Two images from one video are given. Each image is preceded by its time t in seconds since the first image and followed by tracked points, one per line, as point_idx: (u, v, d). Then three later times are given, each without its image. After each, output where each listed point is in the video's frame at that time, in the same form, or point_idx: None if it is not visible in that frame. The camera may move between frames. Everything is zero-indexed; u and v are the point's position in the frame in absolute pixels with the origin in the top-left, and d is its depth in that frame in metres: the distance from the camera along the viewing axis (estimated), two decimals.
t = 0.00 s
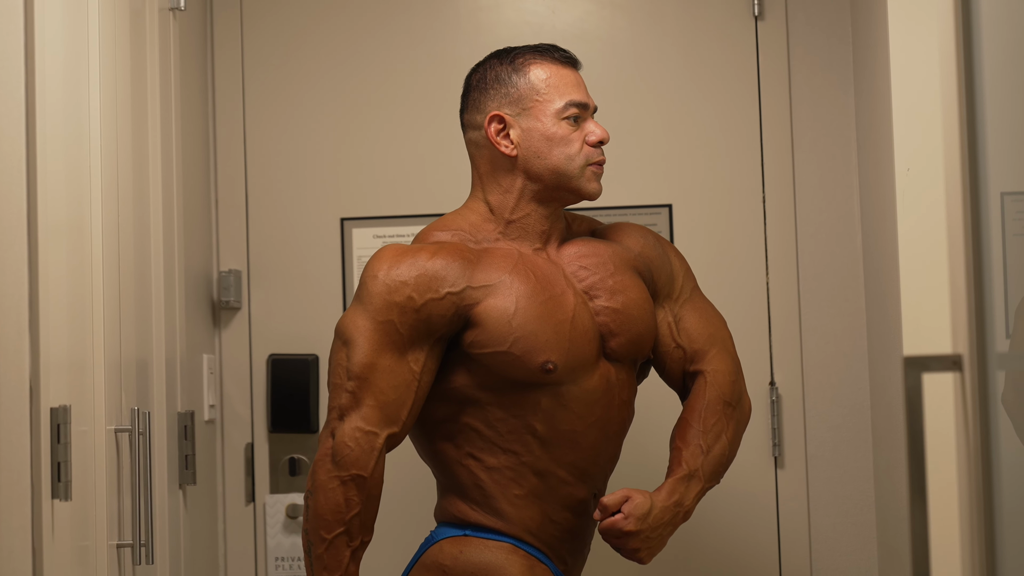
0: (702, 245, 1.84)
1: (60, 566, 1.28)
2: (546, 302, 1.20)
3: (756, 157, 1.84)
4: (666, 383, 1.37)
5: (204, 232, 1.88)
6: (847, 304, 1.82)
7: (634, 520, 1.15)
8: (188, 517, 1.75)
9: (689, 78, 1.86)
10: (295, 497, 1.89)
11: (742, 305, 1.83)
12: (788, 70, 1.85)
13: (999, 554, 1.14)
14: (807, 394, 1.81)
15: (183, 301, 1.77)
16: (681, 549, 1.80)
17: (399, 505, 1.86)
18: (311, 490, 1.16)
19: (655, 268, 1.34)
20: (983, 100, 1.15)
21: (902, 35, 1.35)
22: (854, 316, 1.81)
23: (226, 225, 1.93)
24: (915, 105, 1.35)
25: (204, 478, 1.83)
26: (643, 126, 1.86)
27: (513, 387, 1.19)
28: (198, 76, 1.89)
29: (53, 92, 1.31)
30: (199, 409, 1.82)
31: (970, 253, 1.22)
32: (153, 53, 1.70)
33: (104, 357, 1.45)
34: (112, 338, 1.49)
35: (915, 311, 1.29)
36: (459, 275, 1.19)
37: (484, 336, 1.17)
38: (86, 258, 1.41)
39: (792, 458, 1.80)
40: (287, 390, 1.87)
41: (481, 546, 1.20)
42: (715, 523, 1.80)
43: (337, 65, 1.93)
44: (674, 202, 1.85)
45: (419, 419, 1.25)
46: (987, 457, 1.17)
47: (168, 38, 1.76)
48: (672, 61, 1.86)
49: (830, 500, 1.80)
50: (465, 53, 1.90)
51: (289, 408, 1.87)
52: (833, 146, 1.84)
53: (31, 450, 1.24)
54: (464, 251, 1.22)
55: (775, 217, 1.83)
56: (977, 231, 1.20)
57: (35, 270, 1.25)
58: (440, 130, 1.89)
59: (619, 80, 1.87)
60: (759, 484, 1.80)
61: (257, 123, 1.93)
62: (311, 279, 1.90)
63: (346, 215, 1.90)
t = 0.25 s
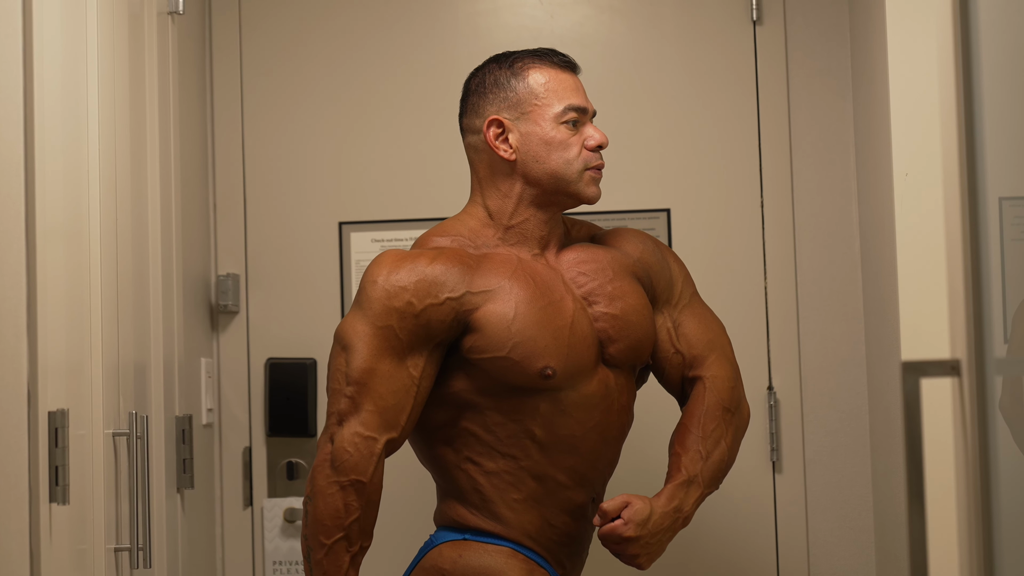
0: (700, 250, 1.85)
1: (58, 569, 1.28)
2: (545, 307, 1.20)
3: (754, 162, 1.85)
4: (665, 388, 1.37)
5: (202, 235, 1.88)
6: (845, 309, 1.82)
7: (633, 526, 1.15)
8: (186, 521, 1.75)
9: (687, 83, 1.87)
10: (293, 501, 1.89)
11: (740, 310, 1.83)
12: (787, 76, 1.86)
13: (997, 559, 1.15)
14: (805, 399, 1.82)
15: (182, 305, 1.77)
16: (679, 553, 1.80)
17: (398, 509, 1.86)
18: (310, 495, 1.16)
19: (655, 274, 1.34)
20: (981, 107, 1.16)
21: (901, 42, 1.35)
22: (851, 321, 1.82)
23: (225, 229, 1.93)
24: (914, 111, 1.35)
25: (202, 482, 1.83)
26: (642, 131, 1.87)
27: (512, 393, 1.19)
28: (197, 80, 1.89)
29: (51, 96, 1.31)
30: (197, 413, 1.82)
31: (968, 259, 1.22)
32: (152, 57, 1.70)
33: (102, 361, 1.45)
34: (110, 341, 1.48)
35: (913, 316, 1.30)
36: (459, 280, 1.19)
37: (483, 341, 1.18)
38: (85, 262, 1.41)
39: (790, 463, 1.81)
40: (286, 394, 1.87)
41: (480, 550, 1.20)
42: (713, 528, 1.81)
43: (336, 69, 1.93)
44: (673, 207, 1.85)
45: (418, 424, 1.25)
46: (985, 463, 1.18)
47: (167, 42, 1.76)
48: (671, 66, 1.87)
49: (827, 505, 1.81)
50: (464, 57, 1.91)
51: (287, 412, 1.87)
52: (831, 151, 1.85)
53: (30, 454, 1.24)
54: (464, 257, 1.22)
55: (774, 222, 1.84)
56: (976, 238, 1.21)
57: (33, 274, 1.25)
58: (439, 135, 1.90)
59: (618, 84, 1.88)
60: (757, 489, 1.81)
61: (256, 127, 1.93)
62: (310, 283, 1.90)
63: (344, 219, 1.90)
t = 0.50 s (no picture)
0: (700, 252, 1.85)
1: (59, 571, 1.28)
2: (549, 310, 1.20)
3: (754, 164, 1.85)
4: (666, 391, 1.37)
5: (203, 236, 1.88)
6: (845, 311, 1.83)
7: (636, 529, 1.16)
8: (186, 523, 1.75)
9: (687, 86, 1.87)
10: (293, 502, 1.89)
11: (740, 311, 1.84)
12: (787, 78, 1.86)
13: (997, 561, 1.15)
14: (806, 401, 1.82)
15: (182, 307, 1.77)
16: (679, 555, 1.81)
17: (399, 511, 1.86)
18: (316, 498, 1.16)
19: (657, 277, 1.35)
20: (982, 110, 1.16)
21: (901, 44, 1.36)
22: (851, 323, 1.82)
23: (225, 230, 1.93)
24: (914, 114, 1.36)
25: (202, 483, 1.83)
26: (642, 133, 1.87)
27: (516, 395, 1.19)
28: (197, 81, 1.89)
29: (52, 98, 1.31)
30: (197, 414, 1.82)
31: (968, 262, 1.23)
32: (152, 58, 1.70)
33: (102, 363, 1.45)
34: (110, 342, 1.48)
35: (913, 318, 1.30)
36: (463, 283, 1.19)
37: (487, 344, 1.18)
38: (85, 263, 1.40)
39: (790, 465, 1.81)
40: (286, 396, 1.87)
41: (484, 552, 1.20)
42: (713, 529, 1.81)
43: (336, 71, 1.93)
44: (673, 208, 1.86)
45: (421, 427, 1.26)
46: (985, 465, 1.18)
47: (167, 44, 1.77)
48: (671, 68, 1.87)
49: (828, 507, 1.81)
50: (465, 60, 1.91)
51: (287, 414, 1.87)
52: (831, 154, 1.85)
53: (30, 455, 1.24)
54: (468, 259, 1.22)
55: (774, 224, 1.84)
56: (976, 240, 1.21)
57: (33, 276, 1.25)
58: (440, 137, 1.90)
59: (618, 87, 1.88)
60: (757, 490, 1.81)
61: (256, 129, 1.93)
62: (311, 285, 1.90)
63: (344, 221, 1.90)
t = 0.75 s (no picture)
0: (699, 255, 1.85)
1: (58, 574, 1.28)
2: (552, 314, 1.20)
3: (754, 167, 1.85)
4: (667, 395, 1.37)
5: (202, 239, 1.88)
6: (845, 314, 1.83)
7: (636, 533, 1.16)
8: (186, 526, 1.75)
9: (687, 89, 1.87)
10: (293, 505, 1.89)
11: (740, 315, 1.84)
12: (786, 82, 1.86)
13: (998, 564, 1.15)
14: (805, 403, 1.82)
15: (182, 310, 1.77)
16: (679, 558, 1.81)
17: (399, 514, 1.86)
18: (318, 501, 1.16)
19: (659, 282, 1.35)
20: (982, 114, 1.17)
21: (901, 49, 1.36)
22: (851, 326, 1.82)
23: (225, 233, 1.93)
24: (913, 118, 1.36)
25: (202, 486, 1.83)
26: (642, 137, 1.87)
27: (518, 399, 1.20)
28: (197, 84, 1.90)
29: (52, 102, 1.31)
30: (196, 417, 1.82)
31: (968, 266, 1.23)
32: (152, 61, 1.70)
33: (102, 366, 1.45)
34: (110, 346, 1.49)
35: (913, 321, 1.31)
36: (466, 287, 1.19)
37: (489, 348, 1.18)
38: (85, 267, 1.41)
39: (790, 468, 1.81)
40: (286, 399, 1.87)
41: (484, 554, 1.20)
42: (713, 532, 1.81)
43: (336, 74, 1.93)
44: (672, 211, 1.86)
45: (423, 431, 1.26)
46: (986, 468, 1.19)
47: (167, 47, 1.77)
48: (671, 71, 1.88)
49: (827, 510, 1.81)
50: (465, 63, 1.91)
51: (287, 417, 1.87)
52: (830, 157, 1.85)
53: (30, 458, 1.24)
54: (470, 263, 1.22)
55: (774, 227, 1.84)
56: (976, 244, 1.21)
57: (32, 280, 1.25)
58: (440, 140, 1.90)
59: (617, 90, 1.88)
60: (756, 493, 1.81)
61: (256, 132, 1.93)
62: (311, 288, 1.90)
63: (343, 223, 1.91)
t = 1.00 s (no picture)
0: (700, 254, 1.85)
1: (59, 571, 1.28)
2: (554, 313, 1.20)
3: (755, 167, 1.86)
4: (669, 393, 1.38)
5: (203, 237, 1.88)
6: (845, 314, 1.83)
7: (639, 532, 1.16)
8: (186, 524, 1.75)
9: (688, 88, 1.87)
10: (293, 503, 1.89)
11: (740, 314, 1.84)
12: (787, 81, 1.86)
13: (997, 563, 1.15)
14: (805, 402, 1.83)
15: (182, 308, 1.77)
16: (679, 556, 1.81)
17: (400, 512, 1.86)
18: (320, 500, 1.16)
19: (660, 280, 1.35)
20: (982, 114, 1.17)
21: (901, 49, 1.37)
22: (851, 326, 1.83)
23: (226, 232, 1.93)
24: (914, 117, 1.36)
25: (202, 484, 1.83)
26: (642, 136, 1.88)
27: (520, 398, 1.20)
28: (198, 83, 1.90)
29: (53, 100, 1.31)
30: (197, 415, 1.82)
31: (968, 265, 1.23)
32: (153, 60, 1.70)
33: (102, 363, 1.45)
34: (111, 343, 1.49)
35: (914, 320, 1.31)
36: (468, 286, 1.19)
37: (492, 347, 1.18)
38: (85, 264, 1.41)
39: (790, 467, 1.81)
40: (286, 397, 1.87)
41: (485, 552, 1.21)
42: (713, 530, 1.81)
43: (338, 73, 1.93)
44: (673, 210, 1.86)
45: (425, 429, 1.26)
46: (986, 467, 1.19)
47: (168, 45, 1.77)
48: (672, 71, 1.88)
49: (827, 509, 1.82)
50: (466, 62, 1.91)
51: (287, 415, 1.87)
52: (830, 157, 1.86)
53: (31, 455, 1.24)
54: (472, 262, 1.23)
55: (774, 227, 1.85)
56: (977, 244, 1.22)
57: (33, 277, 1.25)
58: (441, 139, 1.90)
59: (618, 89, 1.88)
60: (756, 492, 1.81)
61: (257, 130, 1.93)
62: (311, 286, 1.90)
63: (344, 222, 1.91)
